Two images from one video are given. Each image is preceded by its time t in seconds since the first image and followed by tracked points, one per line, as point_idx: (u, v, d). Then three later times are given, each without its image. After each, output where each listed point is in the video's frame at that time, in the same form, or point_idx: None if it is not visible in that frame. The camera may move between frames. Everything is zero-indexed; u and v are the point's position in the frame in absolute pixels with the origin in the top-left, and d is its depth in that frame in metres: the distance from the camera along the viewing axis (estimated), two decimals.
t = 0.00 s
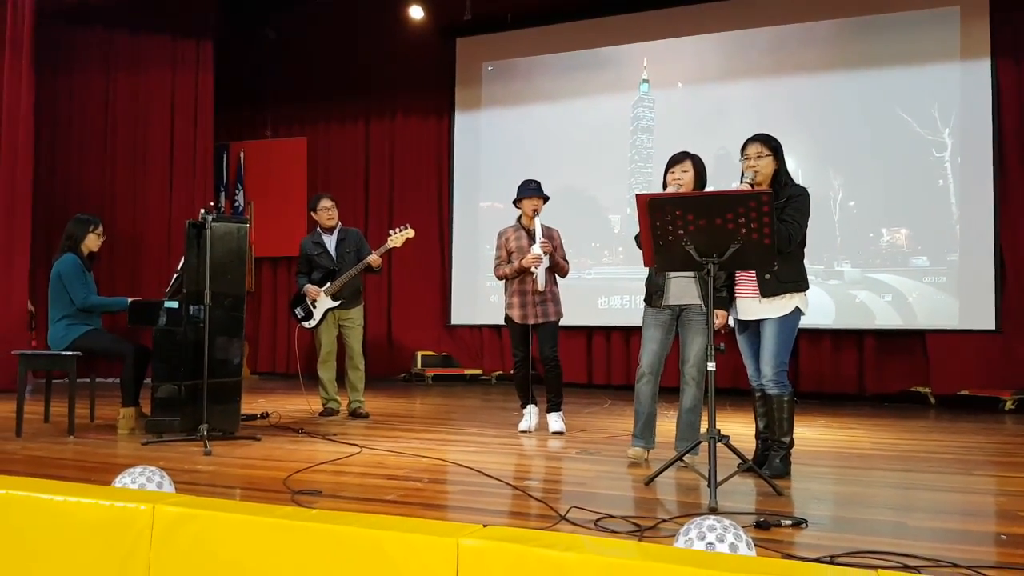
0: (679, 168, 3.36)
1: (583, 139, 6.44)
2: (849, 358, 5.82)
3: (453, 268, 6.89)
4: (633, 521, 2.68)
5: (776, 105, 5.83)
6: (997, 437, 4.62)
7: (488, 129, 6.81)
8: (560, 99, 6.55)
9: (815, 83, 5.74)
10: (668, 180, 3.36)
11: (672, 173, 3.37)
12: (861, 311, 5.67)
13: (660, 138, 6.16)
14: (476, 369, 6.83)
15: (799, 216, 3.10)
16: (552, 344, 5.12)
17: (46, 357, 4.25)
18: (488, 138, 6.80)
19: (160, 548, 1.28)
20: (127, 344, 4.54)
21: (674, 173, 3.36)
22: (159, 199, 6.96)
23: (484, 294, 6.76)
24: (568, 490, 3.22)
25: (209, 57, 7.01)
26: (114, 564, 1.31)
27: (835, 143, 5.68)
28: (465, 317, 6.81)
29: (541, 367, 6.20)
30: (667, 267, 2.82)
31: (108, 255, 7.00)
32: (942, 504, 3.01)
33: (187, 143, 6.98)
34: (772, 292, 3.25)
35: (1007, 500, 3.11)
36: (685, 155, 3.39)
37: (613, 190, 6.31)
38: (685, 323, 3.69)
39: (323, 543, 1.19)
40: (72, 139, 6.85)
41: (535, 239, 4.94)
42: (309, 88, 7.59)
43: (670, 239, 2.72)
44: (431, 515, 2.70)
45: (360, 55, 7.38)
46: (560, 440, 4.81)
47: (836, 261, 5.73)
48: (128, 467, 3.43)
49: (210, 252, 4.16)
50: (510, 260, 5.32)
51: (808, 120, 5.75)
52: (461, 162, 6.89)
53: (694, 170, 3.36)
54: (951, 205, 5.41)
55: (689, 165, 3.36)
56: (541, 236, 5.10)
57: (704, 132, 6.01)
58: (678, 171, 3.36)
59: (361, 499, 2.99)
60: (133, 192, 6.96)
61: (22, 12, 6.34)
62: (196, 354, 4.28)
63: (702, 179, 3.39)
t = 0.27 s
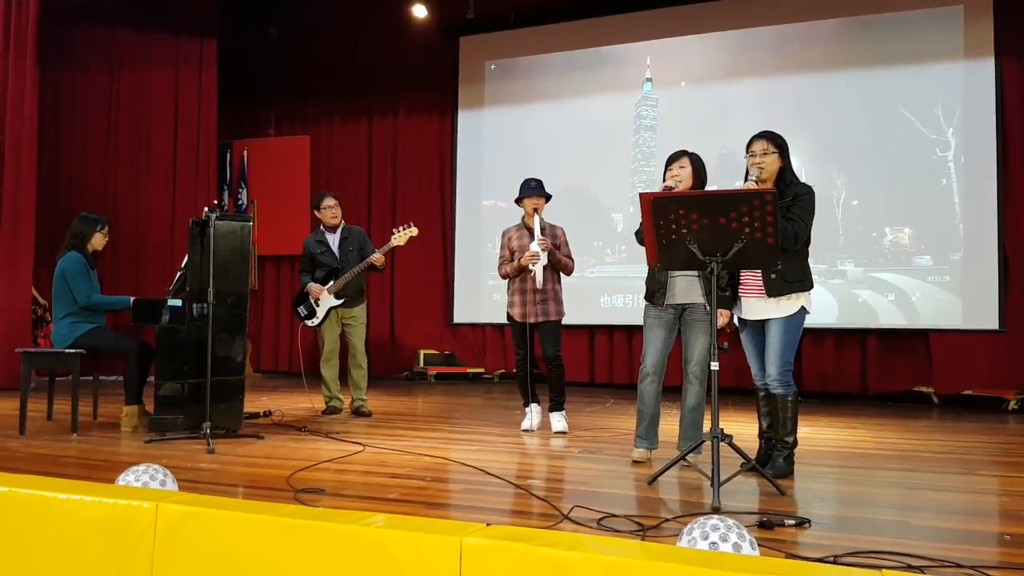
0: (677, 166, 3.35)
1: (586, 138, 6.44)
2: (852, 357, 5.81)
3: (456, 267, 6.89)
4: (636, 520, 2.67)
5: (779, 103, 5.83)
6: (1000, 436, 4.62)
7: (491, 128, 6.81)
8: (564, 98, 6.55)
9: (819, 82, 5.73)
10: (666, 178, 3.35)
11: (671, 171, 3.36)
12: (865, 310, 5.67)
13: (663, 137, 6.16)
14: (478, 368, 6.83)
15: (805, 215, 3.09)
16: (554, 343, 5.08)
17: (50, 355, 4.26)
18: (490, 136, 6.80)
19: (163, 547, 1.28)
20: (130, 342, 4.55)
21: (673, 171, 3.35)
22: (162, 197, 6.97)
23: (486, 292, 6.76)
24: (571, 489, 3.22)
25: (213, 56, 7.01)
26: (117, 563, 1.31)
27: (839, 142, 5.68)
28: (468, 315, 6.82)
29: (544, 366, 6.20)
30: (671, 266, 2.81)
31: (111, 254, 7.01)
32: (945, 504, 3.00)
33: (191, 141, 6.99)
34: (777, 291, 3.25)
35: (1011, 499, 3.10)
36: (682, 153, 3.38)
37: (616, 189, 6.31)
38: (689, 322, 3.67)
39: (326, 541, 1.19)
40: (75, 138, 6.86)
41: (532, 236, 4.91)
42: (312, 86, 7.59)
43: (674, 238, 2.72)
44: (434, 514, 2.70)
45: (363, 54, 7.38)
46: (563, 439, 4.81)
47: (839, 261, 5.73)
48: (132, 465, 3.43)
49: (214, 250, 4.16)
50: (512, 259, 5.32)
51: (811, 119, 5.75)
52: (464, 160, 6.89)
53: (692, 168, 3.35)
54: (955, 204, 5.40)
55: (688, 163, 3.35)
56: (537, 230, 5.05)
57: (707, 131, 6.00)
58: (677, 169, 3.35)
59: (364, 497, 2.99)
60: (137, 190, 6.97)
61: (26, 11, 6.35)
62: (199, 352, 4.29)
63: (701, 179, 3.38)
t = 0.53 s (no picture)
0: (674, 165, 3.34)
1: (589, 137, 6.44)
2: (855, 357, 5.80)
3: (458, 266, 6.90)
4: (639, 520, 2.67)
5: (782, 102, 5.82)
6: (1003, 436, 4.61)
7: (493, 127, 6.81)
8: (566, 97, 6.55)
9: (822, 81, 5.73)
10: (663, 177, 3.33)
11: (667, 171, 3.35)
12: (868, 310, 5.66)
13: (665, 136, 6.16)
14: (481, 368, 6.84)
15: (811, 215, 3.09)
16: (556, 342, 5.05)
17: (53, 355, 4.26)
18: (493, 136, 6.81)
19: (166, 547, 1.28)
20: (133, 342, 4.55)
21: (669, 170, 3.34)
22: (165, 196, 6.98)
23: (489, 292, 6.77)
24: (573, 489, 3.22)
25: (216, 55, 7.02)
26: (120, 563, 1.30)
27: (842, 141, 5.67)
28: (470, 315, 6.83)
29: (545, 365, 6.21)
30: (673, 265, 2.81)
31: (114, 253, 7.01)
32: (948, 504, 3.00)
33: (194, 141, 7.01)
34: (782, 292, 3.24)
35: (1014, 500, 3.10)
36: (678, 151, 3.37)
37: (619, 188, 6.31)
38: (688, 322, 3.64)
39: (328, 541, 1.19)
40: (78, 137, 6.86)
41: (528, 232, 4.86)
42: (315, 85, 7.59)
43: (676, 238, 2.72)
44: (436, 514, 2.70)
45: (365, 53, 7.39)
46: (565, 439, 4.80)
47: (842, 261, 5.72)
48: (135, 465, 3.43)
49: (217, 250, 4.16)
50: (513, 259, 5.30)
51: (814, 119, 5.74)
52: (466, 160, 6.90)
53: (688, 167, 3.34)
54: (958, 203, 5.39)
55: (684, 162, 3.35)
56: (533, 226, 4.99)
57: (709, 130, 5.99)
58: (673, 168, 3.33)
59: (367, 497, 2.99)
60: (139, 189, 6.98)
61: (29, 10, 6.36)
62: (201, 352, 4.29)
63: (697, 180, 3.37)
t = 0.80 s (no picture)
0: (669, 164, 3.35)
1: (591, 137, 6.44)
2: (856, 358, 5.81)
3: (459, 266, 6.90)
4: (639, 520, 2.67)
5: (785, 103, 5.82)
6: (1004, 438, 4.61)
7: (495, 127, 6.82)
8: (568, 97, 6.56)
9: (825, 82, 5.73)
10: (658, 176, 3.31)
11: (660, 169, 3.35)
12: (869, 312, 5.66)
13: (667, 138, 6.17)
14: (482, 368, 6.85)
15: (815, 215, 3.09)
16: (558, 341, 5.05)
17: (54, 353, 4.26)
18: (495, 136, 6.81)
19: (167, 547, 1.27)
20: (135, 341, 4.55)
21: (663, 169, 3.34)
22: (167, 196, 6.99)
23: (490, 292, 6.77)
24: (574, 489, 3.22)
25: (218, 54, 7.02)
26: (121, 562, 1.30)
27: (844, 142, 5.67)
28: (471, 314, 6.83)
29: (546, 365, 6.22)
30: (675, 266, 2.81)
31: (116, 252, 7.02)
32: (948, 506, 3.00)
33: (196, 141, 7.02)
34: (785, 292, 3.24)
35: (1014, 501, 3.10)
36: (672, 150, 3.36)
37: (621, 189, 6.31)
38: (682, 321, 3.62)
39: (329, 540, 1.19)
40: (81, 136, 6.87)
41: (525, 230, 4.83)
42: (317, 85, 7.59)
43: (678, 239, 2.72)
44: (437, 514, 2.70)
45: (368, 53, 7.39)
46: (566, 439, 4.81)
47: (844, 262, 5.72)
48: (135, 464, 3.43)
49: (218, 249, 4.16)
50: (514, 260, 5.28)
51: (816, 121, 5.74)
52: (468, 160, 6.90)
53: (683, 166, 3.34)
54: (960, 205, 5.39)
55: (678, 160, 3.35)
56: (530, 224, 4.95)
57: (711, 130, 6.00)
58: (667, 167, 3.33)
59: (368, 497, 2.99)
60: (141, 187, 6.98)
61: (32, 9, 6.37)
62: (203, 351, 4.29)
63: (691, 180, 3.36)
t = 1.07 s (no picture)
0: (663, 164, 3.33)
1: (592, 137, 6.44)
2: (858, 359, 5.81)
3: (460, 267, 6.90)
4: (640, 521, 2.67)
5: (785, 103, 5.82)
6: (1006, 438, 4.61)
7: (496, 127, 6.82)
8: (568, 98, 6.56)
9: (826, 82, 5.72)
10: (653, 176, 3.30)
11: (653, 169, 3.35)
12: (871, 312, 5.65)
13: (667, 138, 6.17)
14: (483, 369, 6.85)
15: (817, 215, 3.08)
16: (558, 342, 5.05)
17: (55, 354, 4.26)
18: (496, 136, 6.82)
19: (170, 547, 1.28)
20: (137, 341, 4.56)
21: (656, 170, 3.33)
22: (168, 197, 7.00)
23: (491, 292, 6.78)
24: (575, 489, 3.22)
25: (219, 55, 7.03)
26: (124, 563, 1.31)
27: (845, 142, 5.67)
28: (472, 314, 6.84)
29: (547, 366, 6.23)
30: (676, 266, 2.81)
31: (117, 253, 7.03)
32: (950, 506, 3.00)
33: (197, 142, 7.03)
34: (787, 292, 3.24)
35: (1016, 502, 3.09)
36: (666, 150, 3.36)
37: (622, 189, 6.31)
38: (676, 321, 3.59)
39: (330, 541, 1.19)
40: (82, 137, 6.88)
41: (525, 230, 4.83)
42: (319, 86, 7.59)
43: (679, 239, 2.72)
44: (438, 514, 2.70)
45: (368, 53, 7.40)
46: (567, 439, 4.81)
47: (846, 262, 5.72)
48: (137, 464, 3.44)
49: (219, 249, 4.16)
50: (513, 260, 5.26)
51: (817, 121, 5.74)
52: (468, 161, 6.90)
53: (677, 166, 3.34)
54: (961, 205, 5.38)
55: (672, 159, 3.35)
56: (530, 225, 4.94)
57: (712, 131, 6.00)
58: (661, 167, 3.32)
59: (369, 497, 3.00)
60: (142, 188, 7.00)
61: (34, 10, 6.38)
62: (205, 352, 4.30)
63: (686, 180, 3.36)
